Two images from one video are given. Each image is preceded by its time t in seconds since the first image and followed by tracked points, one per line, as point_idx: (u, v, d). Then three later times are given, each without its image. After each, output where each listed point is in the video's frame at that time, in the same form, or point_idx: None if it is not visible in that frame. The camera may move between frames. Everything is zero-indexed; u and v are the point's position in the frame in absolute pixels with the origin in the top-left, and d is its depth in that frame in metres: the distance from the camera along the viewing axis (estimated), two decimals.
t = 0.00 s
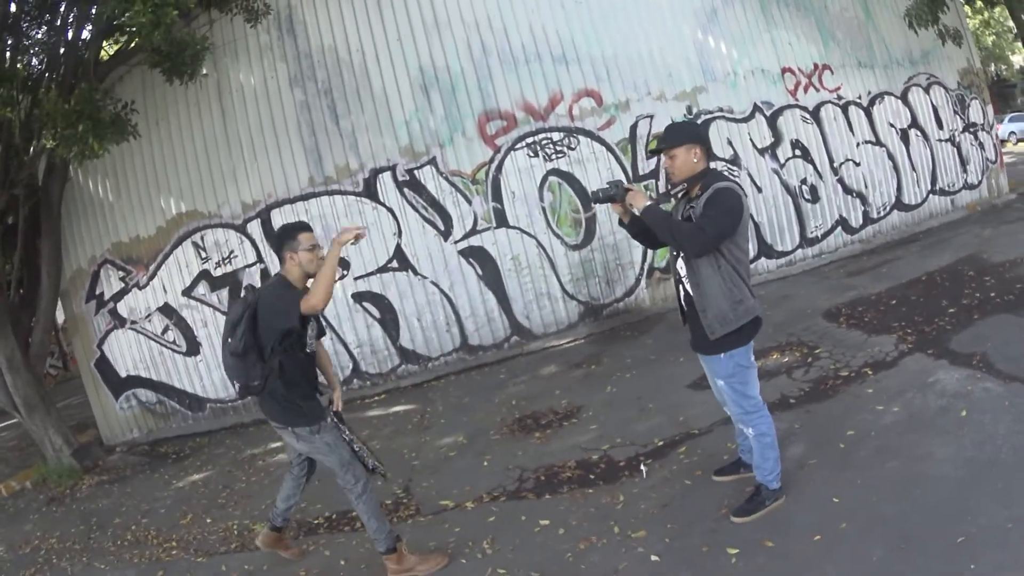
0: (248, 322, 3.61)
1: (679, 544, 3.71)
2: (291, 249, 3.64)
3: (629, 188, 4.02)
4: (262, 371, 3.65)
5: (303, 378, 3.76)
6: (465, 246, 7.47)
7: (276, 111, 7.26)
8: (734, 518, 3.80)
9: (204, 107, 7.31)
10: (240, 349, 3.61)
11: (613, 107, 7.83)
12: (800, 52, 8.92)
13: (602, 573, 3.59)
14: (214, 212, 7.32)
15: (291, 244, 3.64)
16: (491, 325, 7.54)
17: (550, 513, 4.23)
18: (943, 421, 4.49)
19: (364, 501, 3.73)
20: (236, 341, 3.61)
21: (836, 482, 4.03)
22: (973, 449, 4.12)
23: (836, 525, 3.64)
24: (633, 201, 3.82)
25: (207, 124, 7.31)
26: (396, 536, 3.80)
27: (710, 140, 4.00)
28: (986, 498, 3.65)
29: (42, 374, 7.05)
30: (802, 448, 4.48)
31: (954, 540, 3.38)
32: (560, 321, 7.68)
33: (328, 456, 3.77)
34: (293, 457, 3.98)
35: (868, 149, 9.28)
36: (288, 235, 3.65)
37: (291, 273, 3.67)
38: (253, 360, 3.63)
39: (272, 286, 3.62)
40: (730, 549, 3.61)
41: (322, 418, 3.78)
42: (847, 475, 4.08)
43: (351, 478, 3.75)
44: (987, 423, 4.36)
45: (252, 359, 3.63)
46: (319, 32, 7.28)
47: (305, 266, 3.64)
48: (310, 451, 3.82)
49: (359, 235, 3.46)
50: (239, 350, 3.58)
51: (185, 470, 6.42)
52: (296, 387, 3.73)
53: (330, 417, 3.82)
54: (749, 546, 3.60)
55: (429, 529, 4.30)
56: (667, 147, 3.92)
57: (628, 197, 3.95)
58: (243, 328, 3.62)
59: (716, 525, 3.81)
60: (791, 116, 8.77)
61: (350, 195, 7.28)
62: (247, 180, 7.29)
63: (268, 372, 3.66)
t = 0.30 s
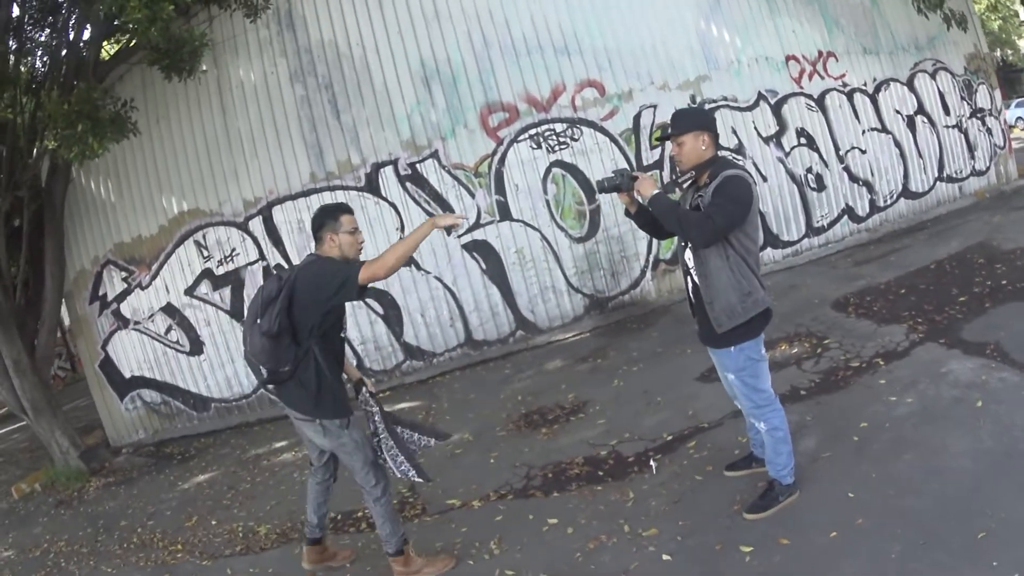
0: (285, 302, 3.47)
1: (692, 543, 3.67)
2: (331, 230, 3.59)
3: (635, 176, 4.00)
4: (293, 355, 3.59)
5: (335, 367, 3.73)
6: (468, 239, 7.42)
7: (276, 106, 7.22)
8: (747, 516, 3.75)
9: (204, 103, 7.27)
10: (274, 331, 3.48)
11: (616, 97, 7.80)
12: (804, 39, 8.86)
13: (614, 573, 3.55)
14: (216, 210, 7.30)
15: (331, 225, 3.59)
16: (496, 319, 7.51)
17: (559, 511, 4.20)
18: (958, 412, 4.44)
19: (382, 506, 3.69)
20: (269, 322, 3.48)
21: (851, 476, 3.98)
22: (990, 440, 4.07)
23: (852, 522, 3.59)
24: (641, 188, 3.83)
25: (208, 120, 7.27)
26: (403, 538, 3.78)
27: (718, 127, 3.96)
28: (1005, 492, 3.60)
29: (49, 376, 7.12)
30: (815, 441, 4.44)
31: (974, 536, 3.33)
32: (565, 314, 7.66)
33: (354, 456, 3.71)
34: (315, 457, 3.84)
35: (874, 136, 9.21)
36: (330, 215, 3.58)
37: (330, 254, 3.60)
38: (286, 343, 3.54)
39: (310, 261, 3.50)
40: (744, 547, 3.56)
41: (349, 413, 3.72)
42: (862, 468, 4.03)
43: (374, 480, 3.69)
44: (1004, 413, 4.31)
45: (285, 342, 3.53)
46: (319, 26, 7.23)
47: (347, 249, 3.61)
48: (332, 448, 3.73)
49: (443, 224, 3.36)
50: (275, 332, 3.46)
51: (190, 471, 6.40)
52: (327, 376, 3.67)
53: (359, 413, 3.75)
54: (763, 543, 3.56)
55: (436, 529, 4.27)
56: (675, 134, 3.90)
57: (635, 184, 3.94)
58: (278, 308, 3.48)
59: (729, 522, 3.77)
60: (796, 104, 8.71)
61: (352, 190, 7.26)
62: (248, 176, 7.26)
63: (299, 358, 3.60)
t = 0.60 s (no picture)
0: (262, 311, 3.49)
1: (688, 555, 3.64)
2: (296, 228, 3.55)
3: (628, 178, 3.93)
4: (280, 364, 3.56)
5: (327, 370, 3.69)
6: (461, 241, 7.36)
7: (266, 105, 7.15)
8: (745, 527, 3.71)
9: (192, 103, 7.20)
10: (256, 341, 3.49)
11: (611, 95, 7.71)
12: (801, 34, 8.80)
13: None
14: (207, 211, 7.23)
15: (295, 221, 3.54)
16: (490, 322, 7.46)
17: (553, 521, 4.16)
18: (962, 416, 4.41)
19: (367, 518, 3.63)
20: (250, 334, 3.48)
21: (853, 485, 3.95)
22: (994, 446, 4.04)
23: (854, 533, 3.56)
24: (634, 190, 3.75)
25: (197, 119, 7.20)
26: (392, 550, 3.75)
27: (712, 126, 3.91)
28: (1010, 501, 3.57)
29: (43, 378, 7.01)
30: (815, 448, 4.40)
31: (978, 547, 3.30)
32: (560, 316, 7.59)
33: (344, 464, 3.64)
34: (312, 470, 3.73)
35: (872, 133, 9.14)
36: (294, 210, 3.54)
37: (298, 254, 3.58)
38: (270, 352, 3.53)
39: (281, 267, 3.52)
40: (742, 559, 3.52)
41: (344, 417, 3.64)
42: (863, 477, 4.00)
43: (361, 488, 3.62)
44: (1009, 417, 4.28)
45: (269, 351, 3.53)
46: (308, 25, 7.15)
47: (311, 243, 3.56)
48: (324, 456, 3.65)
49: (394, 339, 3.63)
50: (256, 342, 3.46)
51: (183, 475, 6.36)
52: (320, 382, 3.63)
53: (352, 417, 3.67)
54: (762, 555, 3.53)
55: (428, 539, 4.23)
56: (669, 134, 3.84)
57: (629, 186, 3.91)
58: (256, 319, 3.50)
59: (726, 534, 3.74)
60: (793, 101, 8.64)
61: (343, 191, 7.19)
62: (238, 177, 7.20)
63: (287, 365, 3.57)
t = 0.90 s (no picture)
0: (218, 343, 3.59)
1: None
2: (246, 259, 3.69)
3: (626, 198, 3.89)
4: (243, 392, 3.67)
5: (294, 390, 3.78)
6: (457, 258, 7.29)
7: (264, 116, 7.12)
8: (739, 558, 3.67)
9: (189, 112, 7.20)
10: (216, 373, 3.61)
11: (612, 113, 7.58)
12: (805, 53, 8.71)
13: None
14: (202, 222, 7.18)
15: (247, 249, 3.67)
16: (485, 339, 7.38)
17: (544, 547, 4.11)
18: (965, 445, 4.36)
19: (355, 535, 3.83)
20: (209, 366, 3.61)
21: (852, 516, 3.90)
22: (997, 476, 4.00)
23: (852, 565, 3.52)
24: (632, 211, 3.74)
25: (194, 128, 7.19)
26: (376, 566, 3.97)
27: (713, 145, 3.86)
28: (1014, 531, 3.53)
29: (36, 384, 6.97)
30: (813, 477, 4.35)
31: None
32: (556, 336, 7.48)
33: (326, 485, 3.80)
34: (300, 494, 3.91)
35: (875, 155, 9.10)
36: (244, 239, 3.68)
37: (252, 281, 3.70)
38: (231, 381, 3.65)
39: (234, 298, 3.63)
40: None
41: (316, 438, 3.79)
42: (863, 507, 3.96)
43: (346, 506, 3.81)
44: (1013, 447, 4.23)
45: (230, 381, 3.65)
46: (308, 35, 7.11)
47: (263, 269, 3.68)
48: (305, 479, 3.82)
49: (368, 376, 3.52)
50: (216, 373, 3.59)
51: (172, 486, 6.29)
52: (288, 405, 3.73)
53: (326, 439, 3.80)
54: None
55: (415, 563, 4.18)
56: (671, 154, 3.78)
57: (628, 205, 3.84)
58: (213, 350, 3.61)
59: (720, 565, 3.69)
60: (796, 121, 8.58)
61: (340, 206, 7.15)
62: (234, 188, 7.16)
63: (250, 393, 3.68)
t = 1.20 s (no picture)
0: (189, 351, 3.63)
1: None
2: (218, 267, 3.74)
3: (615, 203, 3.90)
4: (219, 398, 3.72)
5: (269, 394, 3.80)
6: (442, 264, 7.24)
7: (252, 120, 7.09)
8: (726, 568, 3.63)
9: (179, 114, 7.17)
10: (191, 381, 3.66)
11: (600, 120, 7.62)
12: (795, 62, 8.73)
13: None
14: (188, 225, 7.15)
15: (218, 257, 3.72)
16: (469, 346, 7.33)
17: (527, 558, 4.07)
18: (955, 456, 4.34)
19: (335, 538, 3.84)
20: (184, 374, 3.66)
21: (840, 528, 3.87)
22: (989, 488, 3.97)
23: None
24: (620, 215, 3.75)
25: (184, 132, 7.17)
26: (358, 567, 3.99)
27: (705, 152, 3.89)
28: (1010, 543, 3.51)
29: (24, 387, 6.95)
30: (801, 488, 4.31)
31: None
32: (541, 344, 7.46)
33: (303, 488, 3.81)
34: (274, 501, 3.91)
35: (864, 164, 9.10)
36: (214, 247, 3.72)
37: (224, 288, 3.75)
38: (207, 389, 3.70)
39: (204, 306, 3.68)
40: None
41: (295, 441, 3.82)
42: (851, 519, 3.92)
43: (325, 510, 3.82)
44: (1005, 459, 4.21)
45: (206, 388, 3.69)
46: (298, 39, 7.10)
47: (233, 276, 3.72)
48: (283, 482, 3.83)
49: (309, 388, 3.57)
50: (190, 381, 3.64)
51: (155, 491, 6.24)
52: (263, 410, 3.77)
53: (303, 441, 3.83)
54: None
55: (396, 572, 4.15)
56: (663, 159, 3.79)
57: (616, 211, 3.86)
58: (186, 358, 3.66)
59: None
60: (785, 130, 8.58)
61: (326, 210, 7.08)
62: (222, 193, 7.12)
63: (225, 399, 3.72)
